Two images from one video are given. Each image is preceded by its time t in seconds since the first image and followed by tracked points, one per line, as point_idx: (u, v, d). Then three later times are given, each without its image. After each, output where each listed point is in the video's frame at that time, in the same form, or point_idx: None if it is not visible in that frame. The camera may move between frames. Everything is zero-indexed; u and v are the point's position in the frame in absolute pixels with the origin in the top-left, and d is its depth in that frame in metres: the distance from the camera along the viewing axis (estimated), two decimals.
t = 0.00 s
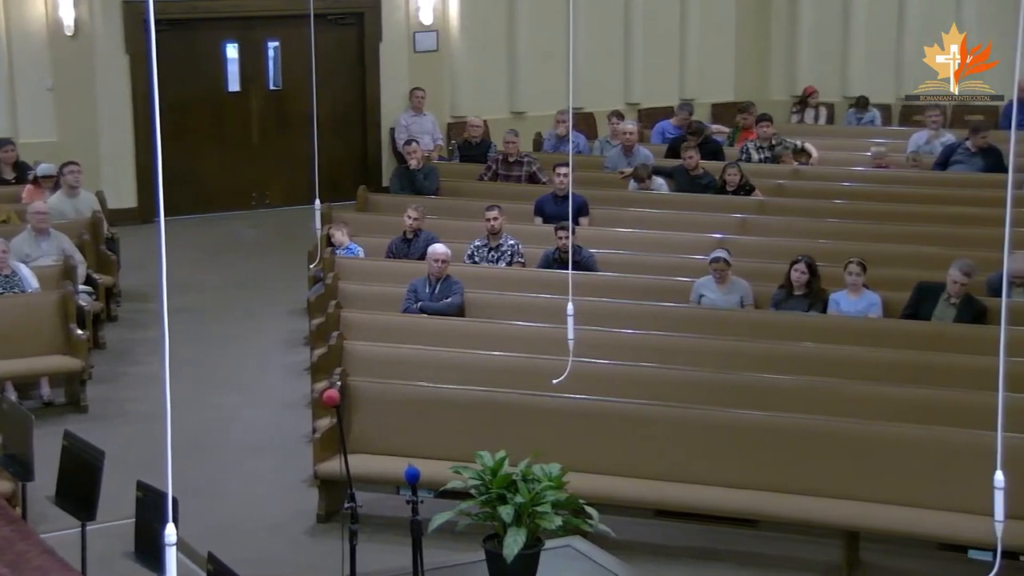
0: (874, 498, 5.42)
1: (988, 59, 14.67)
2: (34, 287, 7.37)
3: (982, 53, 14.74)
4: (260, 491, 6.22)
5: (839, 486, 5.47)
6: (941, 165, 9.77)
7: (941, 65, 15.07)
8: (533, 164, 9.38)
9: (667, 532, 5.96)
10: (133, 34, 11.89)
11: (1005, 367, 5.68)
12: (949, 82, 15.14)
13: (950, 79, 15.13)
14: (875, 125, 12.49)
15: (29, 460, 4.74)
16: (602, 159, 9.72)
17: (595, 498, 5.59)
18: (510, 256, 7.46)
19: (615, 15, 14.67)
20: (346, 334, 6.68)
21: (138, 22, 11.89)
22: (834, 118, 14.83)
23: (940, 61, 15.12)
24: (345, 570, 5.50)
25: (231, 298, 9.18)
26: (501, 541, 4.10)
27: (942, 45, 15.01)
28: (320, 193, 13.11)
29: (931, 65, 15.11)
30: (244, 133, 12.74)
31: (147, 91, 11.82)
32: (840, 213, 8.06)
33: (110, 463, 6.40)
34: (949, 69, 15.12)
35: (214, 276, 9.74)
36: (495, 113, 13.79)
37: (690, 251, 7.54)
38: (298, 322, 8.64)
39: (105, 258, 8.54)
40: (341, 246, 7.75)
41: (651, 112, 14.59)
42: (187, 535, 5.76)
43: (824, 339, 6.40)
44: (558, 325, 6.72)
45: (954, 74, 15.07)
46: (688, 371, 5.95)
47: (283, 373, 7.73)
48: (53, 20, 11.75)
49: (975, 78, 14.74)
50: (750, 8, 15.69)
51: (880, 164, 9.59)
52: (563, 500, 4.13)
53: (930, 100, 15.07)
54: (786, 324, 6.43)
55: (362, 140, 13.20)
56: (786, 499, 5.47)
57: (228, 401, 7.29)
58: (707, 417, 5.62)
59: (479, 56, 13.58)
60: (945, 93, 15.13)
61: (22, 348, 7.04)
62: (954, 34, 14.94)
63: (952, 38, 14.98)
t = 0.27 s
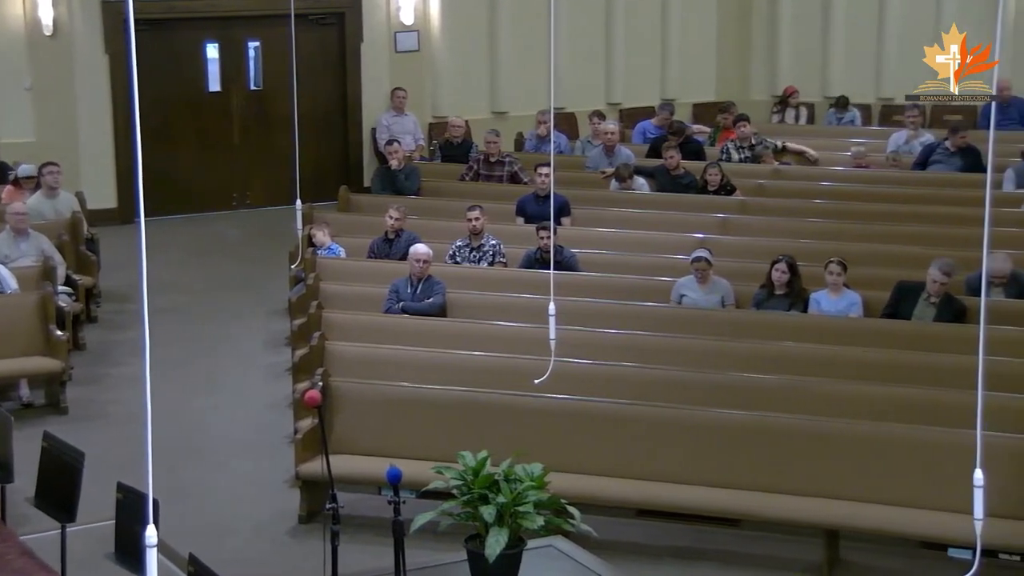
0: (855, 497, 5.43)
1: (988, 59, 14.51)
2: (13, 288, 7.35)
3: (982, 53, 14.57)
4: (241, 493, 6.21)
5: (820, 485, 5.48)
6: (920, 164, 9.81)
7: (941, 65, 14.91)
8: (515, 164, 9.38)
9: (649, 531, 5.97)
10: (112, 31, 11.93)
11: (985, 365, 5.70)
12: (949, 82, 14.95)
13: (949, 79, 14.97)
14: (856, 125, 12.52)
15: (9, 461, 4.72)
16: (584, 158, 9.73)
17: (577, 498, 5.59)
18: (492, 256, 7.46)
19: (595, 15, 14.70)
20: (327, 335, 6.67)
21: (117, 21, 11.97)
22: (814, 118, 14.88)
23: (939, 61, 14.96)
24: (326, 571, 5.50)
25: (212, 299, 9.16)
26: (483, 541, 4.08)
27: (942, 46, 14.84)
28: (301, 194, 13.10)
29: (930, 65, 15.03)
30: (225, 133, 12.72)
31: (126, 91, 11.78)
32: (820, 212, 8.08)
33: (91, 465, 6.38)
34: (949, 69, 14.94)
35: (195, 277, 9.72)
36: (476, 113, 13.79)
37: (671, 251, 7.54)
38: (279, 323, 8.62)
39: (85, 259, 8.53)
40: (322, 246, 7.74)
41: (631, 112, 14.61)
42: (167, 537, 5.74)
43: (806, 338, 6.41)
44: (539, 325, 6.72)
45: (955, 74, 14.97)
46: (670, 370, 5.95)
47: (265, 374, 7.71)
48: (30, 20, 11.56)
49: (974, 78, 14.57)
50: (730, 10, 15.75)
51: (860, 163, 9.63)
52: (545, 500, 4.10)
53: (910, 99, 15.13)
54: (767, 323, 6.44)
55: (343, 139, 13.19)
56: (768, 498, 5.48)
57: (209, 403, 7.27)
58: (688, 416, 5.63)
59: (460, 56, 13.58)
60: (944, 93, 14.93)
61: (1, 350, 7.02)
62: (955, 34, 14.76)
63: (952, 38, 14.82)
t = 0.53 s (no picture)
0: (836, 496, 5.45)
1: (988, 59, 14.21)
2: None
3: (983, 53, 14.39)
4: (222, 494, 6.19)
5: (800, 485, 5.49)
6: (899, 165, 9.86)
7: (942, 65, 14.75)
8: (496, 164, 9.38)
9: (631, 531, 5.98)
10: (93, 32, 11.86)
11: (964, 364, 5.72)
12: (948, 81, 14.60)
13: (948, 77, 14.62)
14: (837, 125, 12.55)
15: None
16: (565, 159, 9.73)
17: (558, 498, 5.60)
18: (474, 256, 7.46)
19: (576, 15, 14.72)
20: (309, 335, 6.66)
21: (97, 21, 11.89)
22: (794, 118, 14.92)
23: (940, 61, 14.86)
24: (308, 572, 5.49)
25: (192, 299, 9.14)
26: (465, 541, 4.05)
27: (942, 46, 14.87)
28: (282, 194, 13.07)
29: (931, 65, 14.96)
30: (205, 133, 12.68)
31: (106, 90, 11.75)
32: (801, 212, 8.11)
33: (71, 467, 6.36)
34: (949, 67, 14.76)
35: (176, 277, 9.69)
36: (458, 113, 13.79)
37: (653, 251, 7.56)
38: (260, 323, 8.60)
39: (65, 260, 8.50)
40: (303, 246, 7.73)
41: (613, 111, 14.64)
42: (147, 538, 5.72)
43: (786, 338, 6.43)
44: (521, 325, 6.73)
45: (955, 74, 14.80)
46: (651, 370, 5.96)
47: (246, 374, 7.69)
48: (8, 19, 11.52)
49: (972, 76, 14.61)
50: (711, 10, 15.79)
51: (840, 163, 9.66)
52: (527, 500, 4.08)
53: (890, 99, 15.19)
54: (748, 323, 6.46)
55: (325, 139, 13.16)
56: (749, 497, 5.49)
57: (190, 404, 7.24)
58: (670, 416, 5.63)
59: (442, 56, 13.58)
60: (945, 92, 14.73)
61: None
62: (954, 34, 14.81)
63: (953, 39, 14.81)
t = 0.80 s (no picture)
0: (817, 494, 5.46)
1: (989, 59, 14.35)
2: None
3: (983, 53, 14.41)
4: (203, 495, 6.18)
5: (781, 483, 5.50)
6: (879, 164, 9.89)
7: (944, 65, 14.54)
8: (477, 164, 9.38)
9: (612, 530, 5.98)
10: (71, 33, 11.82)
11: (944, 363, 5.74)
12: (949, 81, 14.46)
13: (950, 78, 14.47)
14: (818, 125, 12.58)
15: None
16: (547, 159, 9.74)
17: (540, 498, 5.60)
18: (455, 256, 7.46)
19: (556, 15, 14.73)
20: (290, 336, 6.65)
21: (75, 22, 11.83)
22: (774, 118, 14.95)
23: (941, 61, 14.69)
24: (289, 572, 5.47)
25: (172, 300, 9.11)
26: (447, 541, 4.02)
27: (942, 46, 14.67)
28: (263, 194, 13.04)
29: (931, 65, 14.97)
30: (185, 133, 12.64)
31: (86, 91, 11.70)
32: (781, 212, 8.13)
33: (51, 468, 6.33)
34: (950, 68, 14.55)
35: (156, 278, 9.66)
36: (439, 113, 13.78)
37: (634, 251, 7.56)
38: (241, 324, 8.58)
39: (44, 261, 8.47)
40: (284, 247, 7.72)
41: (594, 111, 14.65)
42: (128, 539, 5.70)
43: (768, 337, 6.44)
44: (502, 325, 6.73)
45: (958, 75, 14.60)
46: (633, 369, 5.96)
47: (226, 375, 7.67)
48: None
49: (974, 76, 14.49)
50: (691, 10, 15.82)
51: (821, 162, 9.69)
52: (509, 500, 4.06)
53: (870, 99, 15.23)
54: (729, 322, 6.47)
55: (306, 139, 13.13)
56: (731, 496, 5.50)
57: (170, 404, 7.23)
58: (651, 415, 5.64)
59: (422, 56, 13.57)
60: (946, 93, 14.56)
61: None
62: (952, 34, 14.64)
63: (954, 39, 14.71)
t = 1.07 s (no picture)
0: (799, 494, 5.47)
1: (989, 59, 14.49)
2: None
3: (983, 52, 14.49)
4: (184, 496, 6.16)
5: (764, 482, 5.50)
6: (859, 164, 9.92)
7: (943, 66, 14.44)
8: (459, 164, 9.38)
9: (594, 530, 5.98)
10: (49, 34, 11.79)
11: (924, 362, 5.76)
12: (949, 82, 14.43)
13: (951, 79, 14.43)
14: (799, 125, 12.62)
15: None
16: (528, 159, 9.74)
17: (522, 498, 5.59)
18: (437, 256, 7.46)
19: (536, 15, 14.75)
20: (272, 337, 6.64)
21: (54, 22, 11.80)
22: (755, 118, 14.99)
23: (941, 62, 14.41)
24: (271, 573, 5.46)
25: (152, 300, 9.10)
26: (429, 542, 3.98)
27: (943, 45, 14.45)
28: (244, 194, 13.02)
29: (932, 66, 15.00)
30: (165, 133, 12.62)
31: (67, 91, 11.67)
32: (762, 211, 8.16)
33: (31, 470, 6.31)
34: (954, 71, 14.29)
35: (136, 279, 9.64)
36: (420, 113, 13.79)
37: (615, 251, 7.57)
38: (222, 324, 8.57)
39: (23, 262, 8.46)
40: (266, 247, 7.71)
41: (575, 111, 14.68)
42: (108, 541, 5.68)
43: (749, 337, 6.45)
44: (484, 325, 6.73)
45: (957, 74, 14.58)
46: (614, 369, 5.97)
47: (208, 376, 7.66)
48: None
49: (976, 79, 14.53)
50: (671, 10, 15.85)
51: (802, 162, 9.72)
52: (491, 500, 4.03)
53: (849, 99, 15.29)
54: (711, 322, 6.48)
55: (286, 138, 13.12)
56: (712, 496, 5.50)
57: (151, 406, 7.21)
58: (634, 415, 5.64)
59: (403, 56, 13.58)
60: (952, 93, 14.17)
61: None
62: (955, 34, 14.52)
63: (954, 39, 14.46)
